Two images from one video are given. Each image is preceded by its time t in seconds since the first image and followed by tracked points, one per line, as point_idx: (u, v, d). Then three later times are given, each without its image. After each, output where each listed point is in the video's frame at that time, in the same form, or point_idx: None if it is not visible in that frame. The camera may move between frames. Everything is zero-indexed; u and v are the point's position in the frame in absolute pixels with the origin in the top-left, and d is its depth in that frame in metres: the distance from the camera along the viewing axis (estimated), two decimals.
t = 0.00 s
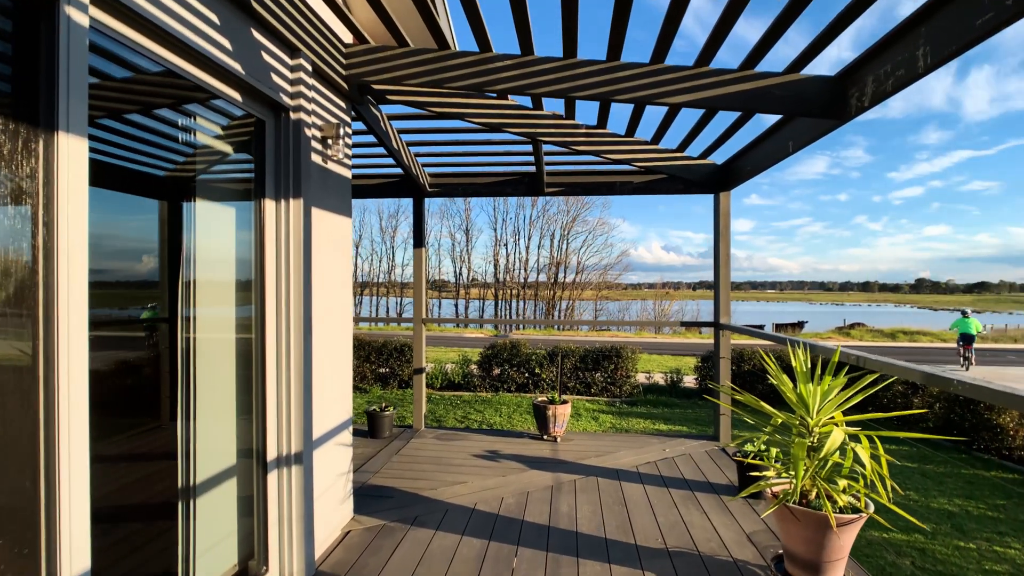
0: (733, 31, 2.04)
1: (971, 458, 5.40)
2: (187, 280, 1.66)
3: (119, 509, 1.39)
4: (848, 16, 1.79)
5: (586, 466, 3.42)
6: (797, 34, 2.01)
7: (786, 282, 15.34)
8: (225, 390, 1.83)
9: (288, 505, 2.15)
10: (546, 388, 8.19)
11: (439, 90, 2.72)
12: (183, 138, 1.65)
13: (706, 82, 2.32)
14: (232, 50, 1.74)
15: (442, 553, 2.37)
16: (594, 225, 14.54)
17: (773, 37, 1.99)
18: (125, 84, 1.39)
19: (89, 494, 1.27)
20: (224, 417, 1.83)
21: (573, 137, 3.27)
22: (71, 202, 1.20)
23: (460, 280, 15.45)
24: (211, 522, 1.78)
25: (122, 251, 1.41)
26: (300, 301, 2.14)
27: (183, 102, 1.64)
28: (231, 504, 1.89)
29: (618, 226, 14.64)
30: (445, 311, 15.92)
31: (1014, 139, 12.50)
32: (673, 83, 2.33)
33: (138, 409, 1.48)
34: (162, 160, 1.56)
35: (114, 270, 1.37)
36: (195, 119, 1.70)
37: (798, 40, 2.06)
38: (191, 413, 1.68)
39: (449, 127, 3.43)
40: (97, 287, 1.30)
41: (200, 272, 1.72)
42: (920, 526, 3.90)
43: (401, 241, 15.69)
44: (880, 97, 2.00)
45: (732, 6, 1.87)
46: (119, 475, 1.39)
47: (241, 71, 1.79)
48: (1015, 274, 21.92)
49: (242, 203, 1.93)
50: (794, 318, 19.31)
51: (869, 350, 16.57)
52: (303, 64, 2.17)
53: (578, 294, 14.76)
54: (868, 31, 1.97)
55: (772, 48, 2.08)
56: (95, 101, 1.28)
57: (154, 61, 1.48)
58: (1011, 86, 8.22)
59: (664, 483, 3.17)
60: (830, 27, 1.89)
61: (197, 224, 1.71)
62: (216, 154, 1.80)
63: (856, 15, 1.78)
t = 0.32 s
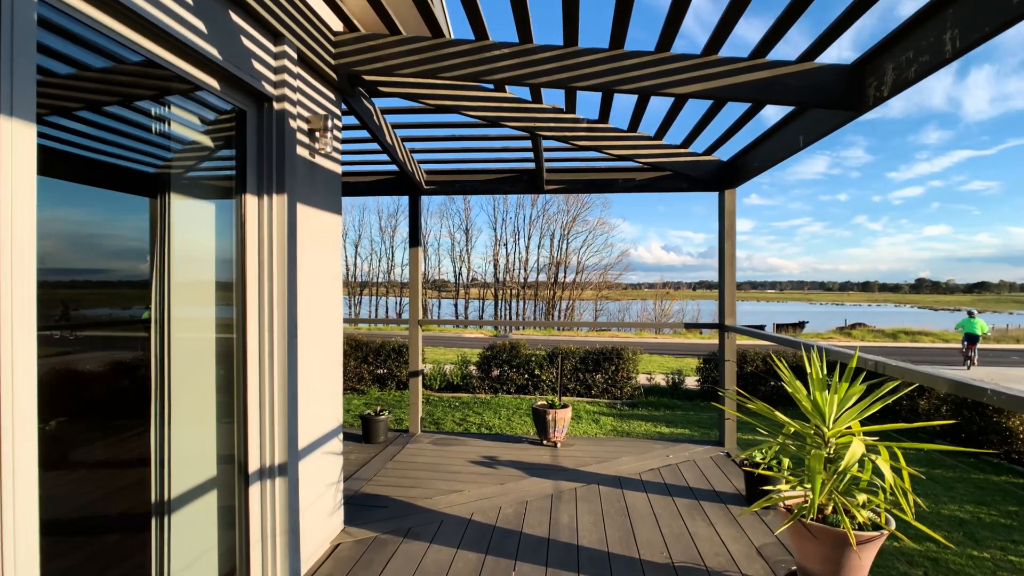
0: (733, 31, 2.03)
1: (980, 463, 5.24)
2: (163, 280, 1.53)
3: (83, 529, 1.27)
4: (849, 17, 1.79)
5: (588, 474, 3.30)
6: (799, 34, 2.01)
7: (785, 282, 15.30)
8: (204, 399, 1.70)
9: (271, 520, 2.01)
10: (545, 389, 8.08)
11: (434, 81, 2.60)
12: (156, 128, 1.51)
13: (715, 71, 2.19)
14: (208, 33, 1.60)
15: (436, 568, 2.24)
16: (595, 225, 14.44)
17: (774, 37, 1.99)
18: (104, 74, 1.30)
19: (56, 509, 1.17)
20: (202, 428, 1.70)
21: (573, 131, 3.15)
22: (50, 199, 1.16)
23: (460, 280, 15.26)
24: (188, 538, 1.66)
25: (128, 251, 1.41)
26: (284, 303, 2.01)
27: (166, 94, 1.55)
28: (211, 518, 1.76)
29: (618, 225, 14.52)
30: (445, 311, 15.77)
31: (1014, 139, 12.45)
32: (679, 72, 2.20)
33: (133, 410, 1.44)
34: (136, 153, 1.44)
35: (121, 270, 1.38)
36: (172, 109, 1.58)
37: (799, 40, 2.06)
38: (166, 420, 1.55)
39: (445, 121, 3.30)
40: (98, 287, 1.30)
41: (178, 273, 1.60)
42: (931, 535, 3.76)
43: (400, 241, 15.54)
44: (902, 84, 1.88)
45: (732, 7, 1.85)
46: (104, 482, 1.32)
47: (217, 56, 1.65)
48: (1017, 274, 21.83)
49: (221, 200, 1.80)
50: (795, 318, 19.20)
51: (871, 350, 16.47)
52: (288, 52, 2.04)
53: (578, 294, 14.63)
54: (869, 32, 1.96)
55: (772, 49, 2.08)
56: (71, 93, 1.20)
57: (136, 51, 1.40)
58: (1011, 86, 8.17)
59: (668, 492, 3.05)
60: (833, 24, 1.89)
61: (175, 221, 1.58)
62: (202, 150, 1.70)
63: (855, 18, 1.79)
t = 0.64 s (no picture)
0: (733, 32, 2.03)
1: (990, 467, 5.08)
2: (129, 284, 1.41)
3: (46, 540, 1.20)
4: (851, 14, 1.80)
5: (588, 481, 3.18)
6: (800, 33, 2.00)
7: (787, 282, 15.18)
8: (177, 406, 1.58)
9: (250, 539, 1.86)
10: (545, 390, 7.96)
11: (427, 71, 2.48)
12: (125, 116, 1.41)
13: (724, 57, 2.07)
14: (180, 13, 1.47)
15: None
16: (595, 225, 14.32)
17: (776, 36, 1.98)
18: (82, 64, 1.26)
19: (43, 514, 1.18)
20: (174, 439, 1.57)
21: (573, 125, 3.03)
22: (52, 200, 1.19)
23: (460, 279, 15.11)
24: (158, 554, 1.54)
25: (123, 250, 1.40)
26: (266, 304, 1.87)
27: (153, 86, 1.51)
28: (186, 532, 1.64)
29: (618, 225, 14.40)
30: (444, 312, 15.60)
31: (1014, 139, 12.37)
32: (686, 59, 2.08)
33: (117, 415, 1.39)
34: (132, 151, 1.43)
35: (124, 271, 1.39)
36: (143, 98, 1.47)
37: (800, 40, 2.05)
38: (136, 428, 1.45)
39: (440, 114, 3.18)
40: (99, 287, 1.32)
41: (147, 273, 1.48)
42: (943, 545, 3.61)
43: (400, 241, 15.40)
44: (925, 70, 1.76)
45: (733, 7, 1.85)
46: (85, 490, 1.30)
47: (191, 38, 1.52)
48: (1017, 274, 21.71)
49: (198, 198, 1.69)
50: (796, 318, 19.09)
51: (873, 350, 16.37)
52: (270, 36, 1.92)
53: (578, 295, 14.51)
54: (869, 31, 1.96)
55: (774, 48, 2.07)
56: (49, 83, 1.17)
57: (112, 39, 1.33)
58: (1010, 86, 8.10)
59: (672, 500, 2.93)
60: (834, 24, 1.89)
61: (144, 217, 1.47)
62: (189, 145, 1.65)
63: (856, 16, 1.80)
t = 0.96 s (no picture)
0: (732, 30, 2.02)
1: (1000, 472, 4.94)
2: (90, 282, 1.28)
3: (17, 555, 1.12)
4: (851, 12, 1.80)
5: (589, 488, 3.05)
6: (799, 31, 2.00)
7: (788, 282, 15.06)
8: (145, 416, 1.45)
9: (226, 558, 1.72)
10: (546, 392, 7.84)
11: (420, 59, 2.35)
12: (86, 101, 1.28)
13: (734, 41, 1.94)
14: None
15: None
16: (595, 225, 14.21)
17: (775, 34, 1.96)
18: (56, 52, 1.18)
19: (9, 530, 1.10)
20: (141, 451, 1.44)
21: (573, 118, 2.91)
22: (60, 201, 1.21)
23: (460, 279, 14.88)
24: None
25: (78, 240, 1.26)
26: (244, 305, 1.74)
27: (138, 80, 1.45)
28: (156, 549, 1.51)
29: (619, 225, 14.27)
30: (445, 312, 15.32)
31: (1013, 139, 12.30)
32: (693, 44, 1.96)
33: (74, 429, 1.25)
34: (117, 147, 1.38)
35: (96, 267, 1.30)
36: (105, 81, 1.34)
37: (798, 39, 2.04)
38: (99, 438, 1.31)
39: (435, 107, 3.05)
40: (65, 289, 1.21)
41: (112, 270, 1.35)
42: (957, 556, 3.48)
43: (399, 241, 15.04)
44: (952, 51, 1.64)
45: (732, 7, 1.86)
46: (60, 500, 1.22)
47: (158, 15, 1.39)
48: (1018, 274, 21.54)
49: (172, 196, 1.56)
50: (797, 318, 18.99)
51: (875, 350, 16.24)
52: (248, 17, 1.78)
53: (578, 295, 14.39)
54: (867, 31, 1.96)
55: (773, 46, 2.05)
56: (22, 73, 1.11)
57: (88, 25, 1.26)
58: (1010, 85, 8.01)
59: (677, 510, 2.80)
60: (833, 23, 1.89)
61: (108, 212, 1.34)
62: (177, 141, 1.58)
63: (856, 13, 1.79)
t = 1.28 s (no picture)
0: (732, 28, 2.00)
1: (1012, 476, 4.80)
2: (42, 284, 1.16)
3: None
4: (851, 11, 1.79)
5: (589, 496, 2.93)
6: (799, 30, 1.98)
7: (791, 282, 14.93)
8: (105, 425, 1.32)
9: None
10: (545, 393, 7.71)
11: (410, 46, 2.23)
12: (39, 83, 1.17)
13: (743, 24, 1.82)
14: None
15: None
16: (595, 225, 14.11)
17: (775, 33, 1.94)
18: (25, 38, 1.13)
19: None
20: (99, 464, 1.30)
21: (573, 110, 2.78)
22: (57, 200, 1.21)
23: (460, 279, 14.75)
24: None
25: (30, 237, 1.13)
26: (216, 306, 1.60)
27: (104, 64, 1.34)
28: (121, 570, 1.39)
29: (619, 224, 14.15)
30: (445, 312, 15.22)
31: (1013, 139, 12.18)
32: (700, 27, 1.83)
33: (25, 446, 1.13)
34: (100, 143, 1.32)
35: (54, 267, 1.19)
36: (60, 61, 1.22)
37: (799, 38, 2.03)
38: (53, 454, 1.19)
39: (428, 98, 2.92)
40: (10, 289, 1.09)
41: (69, 268, 1.22)
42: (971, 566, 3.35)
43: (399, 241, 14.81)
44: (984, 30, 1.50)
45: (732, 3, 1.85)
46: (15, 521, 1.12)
47: None
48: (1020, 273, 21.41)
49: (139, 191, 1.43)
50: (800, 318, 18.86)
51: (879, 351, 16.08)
52: None
53: (579, 295, 14.27)
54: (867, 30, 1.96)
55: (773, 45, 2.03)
56: None
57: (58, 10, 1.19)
58: (1011, 86, 7.93)
59: (682, 520, 2.66)
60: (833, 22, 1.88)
61: (63, 205, 1.21)
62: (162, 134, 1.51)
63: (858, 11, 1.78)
